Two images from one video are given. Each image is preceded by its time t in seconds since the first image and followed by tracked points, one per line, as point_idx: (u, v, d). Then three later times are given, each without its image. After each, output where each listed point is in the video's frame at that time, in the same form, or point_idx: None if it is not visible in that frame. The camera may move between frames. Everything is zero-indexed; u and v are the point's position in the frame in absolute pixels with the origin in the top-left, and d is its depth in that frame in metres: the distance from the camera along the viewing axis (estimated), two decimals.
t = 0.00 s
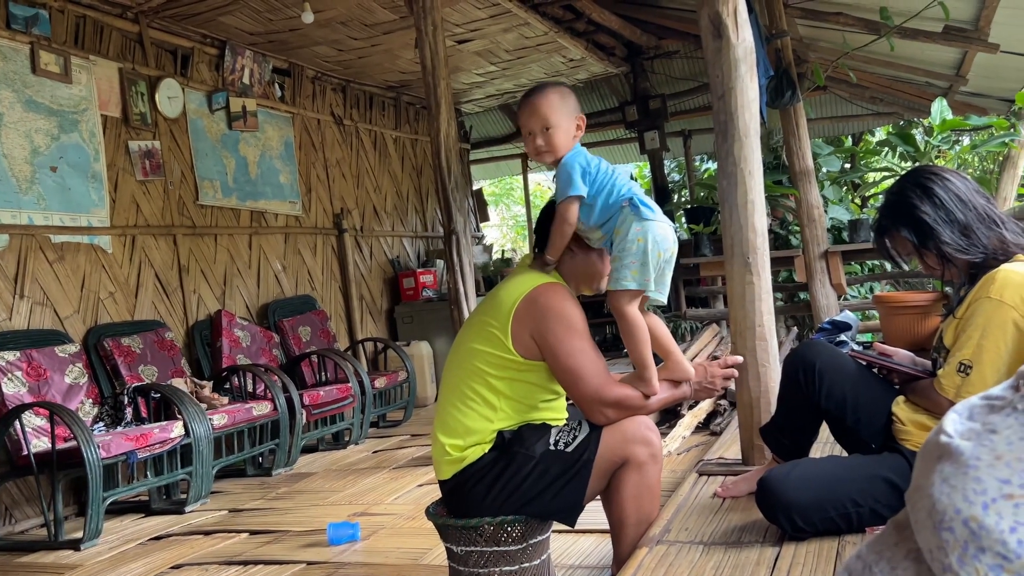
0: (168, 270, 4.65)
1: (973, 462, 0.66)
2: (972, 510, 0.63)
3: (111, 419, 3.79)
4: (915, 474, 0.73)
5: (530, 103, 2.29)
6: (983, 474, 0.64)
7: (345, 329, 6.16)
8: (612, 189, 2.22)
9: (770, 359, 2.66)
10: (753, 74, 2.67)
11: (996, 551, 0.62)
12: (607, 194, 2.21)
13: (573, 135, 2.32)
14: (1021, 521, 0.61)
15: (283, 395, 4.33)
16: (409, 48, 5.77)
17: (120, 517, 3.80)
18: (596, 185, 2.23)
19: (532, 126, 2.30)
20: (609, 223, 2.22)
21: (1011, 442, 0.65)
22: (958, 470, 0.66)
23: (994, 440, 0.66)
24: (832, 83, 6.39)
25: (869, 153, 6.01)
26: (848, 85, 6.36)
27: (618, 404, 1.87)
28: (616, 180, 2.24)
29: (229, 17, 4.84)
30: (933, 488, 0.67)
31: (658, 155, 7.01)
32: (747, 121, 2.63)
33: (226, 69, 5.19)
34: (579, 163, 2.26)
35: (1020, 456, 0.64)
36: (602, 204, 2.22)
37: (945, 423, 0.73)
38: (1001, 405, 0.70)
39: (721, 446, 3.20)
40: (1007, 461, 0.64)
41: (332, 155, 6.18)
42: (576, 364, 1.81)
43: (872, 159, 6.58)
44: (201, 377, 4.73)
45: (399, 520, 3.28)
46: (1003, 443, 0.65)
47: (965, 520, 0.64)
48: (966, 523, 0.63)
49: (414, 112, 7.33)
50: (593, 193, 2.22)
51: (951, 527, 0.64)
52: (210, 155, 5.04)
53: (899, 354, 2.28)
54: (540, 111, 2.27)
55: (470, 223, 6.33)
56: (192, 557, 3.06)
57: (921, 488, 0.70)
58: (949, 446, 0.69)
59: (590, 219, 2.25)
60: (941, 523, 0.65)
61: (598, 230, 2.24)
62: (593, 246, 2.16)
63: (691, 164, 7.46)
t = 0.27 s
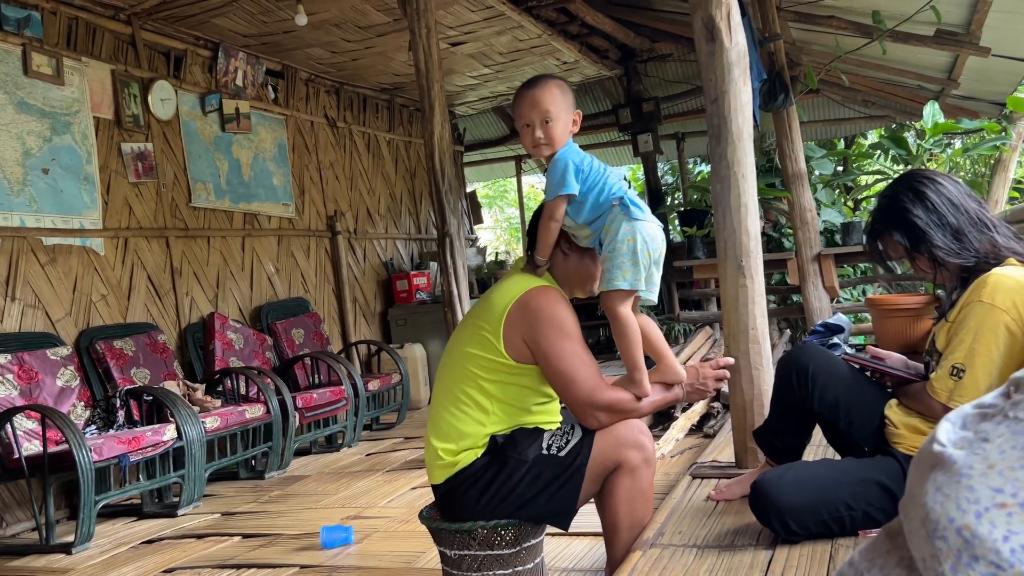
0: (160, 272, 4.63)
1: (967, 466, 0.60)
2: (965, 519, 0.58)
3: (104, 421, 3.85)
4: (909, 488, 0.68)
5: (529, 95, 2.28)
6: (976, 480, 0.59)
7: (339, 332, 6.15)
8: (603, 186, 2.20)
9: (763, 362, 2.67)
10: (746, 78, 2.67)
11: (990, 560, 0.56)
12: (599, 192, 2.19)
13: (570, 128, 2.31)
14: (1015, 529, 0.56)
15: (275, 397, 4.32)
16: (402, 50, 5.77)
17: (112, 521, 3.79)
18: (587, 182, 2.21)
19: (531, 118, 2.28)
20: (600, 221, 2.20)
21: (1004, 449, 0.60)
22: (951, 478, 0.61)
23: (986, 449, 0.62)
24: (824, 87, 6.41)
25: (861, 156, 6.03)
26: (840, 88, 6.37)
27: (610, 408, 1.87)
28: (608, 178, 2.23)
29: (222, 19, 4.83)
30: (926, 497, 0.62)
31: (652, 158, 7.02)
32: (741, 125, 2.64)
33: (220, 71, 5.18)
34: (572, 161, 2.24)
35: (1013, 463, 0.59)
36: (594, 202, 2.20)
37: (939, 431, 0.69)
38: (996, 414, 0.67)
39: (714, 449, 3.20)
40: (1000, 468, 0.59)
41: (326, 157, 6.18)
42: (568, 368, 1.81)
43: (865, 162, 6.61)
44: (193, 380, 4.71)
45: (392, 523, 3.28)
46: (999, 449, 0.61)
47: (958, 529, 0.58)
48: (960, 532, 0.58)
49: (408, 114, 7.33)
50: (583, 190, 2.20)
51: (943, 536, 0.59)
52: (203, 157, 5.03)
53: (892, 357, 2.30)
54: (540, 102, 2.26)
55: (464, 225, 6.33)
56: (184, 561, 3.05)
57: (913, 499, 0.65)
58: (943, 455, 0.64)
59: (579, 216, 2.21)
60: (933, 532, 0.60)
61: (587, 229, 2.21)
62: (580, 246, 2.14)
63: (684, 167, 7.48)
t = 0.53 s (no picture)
0: (156, 274, 4.62)
1: (962, 473, 0.66)
2: (959, 524, 0.62)
3: (98, 423, 3.81)
4: (906, 493, 0.73)
5: (529, 88, 2.25)
6: (970, 486, 0.64)
7: (334, 333, 6.15)
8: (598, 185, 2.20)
9: (758, 364, 2.67)
10: (742, 80, 2.67)
11: (983, 563, 0.60)
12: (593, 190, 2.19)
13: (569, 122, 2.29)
14: (1008, 534, 0.60)
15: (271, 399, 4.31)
16: (398, 52, 5.77)
17: (106, 523, 3.78)
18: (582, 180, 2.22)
19: (530, 112, 2.26)
20: (591, 219, 2.19)
21: (997, 457, 0.65)
22: (947, 484, 0.66)
23: (980, 457, 0.67)
24: (820, 89, 6.43)
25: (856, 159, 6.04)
26: (836, 91, 6.38)
27: (605, 409, 1.87)
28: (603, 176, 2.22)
29: (217, 20, 4.82)
30: (922, 503, 0.67)
31: (647, 159, 7.03)
32: (736, 127, 2.64)
33: (215, 73, 5.17)
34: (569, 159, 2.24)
35: (1005, 469, 0.64)
36: (588, 200, 2.20)
37: (937, 438, 0.73)
38: (988, 420, 0.72)
39: (710, 451, 3.20)
40: (993, 474, 0.64)
41: (321, 158, 6.17)
42: (563, 370, 1.80)
43: (860, 165, 6.62)
44: (189, 382, 4.70)
45: (388, 525, 3.27)
46: (991, 456, 0.66)
47: (952, 534, 0.63)
48: (954, 536, 0.62)
49: (404, 116, 7.33)
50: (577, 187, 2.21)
51: (939, 540, 0.63)
52: (199, 158, 5.02)
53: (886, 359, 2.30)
54: (540, 96, 2.23)
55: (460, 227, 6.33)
56: (180, 563, 3.05)
57: (910, 502, 0.70)
58: (938, 461, 0.69)
59: (573, 214, 2.23)
60: (929, 537, 0.64)
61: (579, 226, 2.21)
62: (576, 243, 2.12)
63: (679, 169, 7.49)
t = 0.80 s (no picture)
0: (150, 277, 4.62)
1: (950, 478, 0.67)
2: (948, 529, 0.64)
3: (93, 426, 3.85)
4: (896, 496, 0.74)
5: (538, 89, 2.26)
6: (958, 491, 0.65)
7: (329, 336, 6.15)
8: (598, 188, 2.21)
9: (752, 368, 2.67)
10: (736, 85, 2.68)
11: (972, 568, 0.61)
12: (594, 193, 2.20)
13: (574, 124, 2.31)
14: (995, 539, 0.61)
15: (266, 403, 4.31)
16: (394, 55, 5.77)
17: (100, 527, 3.77)
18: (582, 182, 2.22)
19: (539, 112, 2.26)
20: (591, 221, 2.19)
21: (985, 462, 0.66)
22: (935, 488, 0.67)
23: (968, 461, 0.68)
24: (814, 92, 6.45)
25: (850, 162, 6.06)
26: (831, 94, 6.42)
27: (601, 413, 1.86)
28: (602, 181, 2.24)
29: (212, 23, 4.82)
30: (911, 507, 0.68)
31: (643, 162, 7.04)
32: (730, 131, 2.65)
33: (210, 76, 5.16)
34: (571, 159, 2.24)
35: (993, 474, 0.65)
36: (590, 202, 2.20)
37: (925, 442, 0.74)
38: (978, 425, 0.73)
39: (704, 454, 3.21)
40: (981, 479, 0.65)
41: (316, 161, 6.17)
42: (560, 374, 1.80)
43: (854, 168, 6.64)
44: (183, 385, 4.70)
45: (383, 529, 3.27)
46: (978, 461, 0.67)
47: (941, 538, 0.64)
48: (942, 541, 0.64)
49: (400, 119, 7.33)
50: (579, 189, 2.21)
51: (927, 544, 0.65)
52: (194, 161, 5.02)
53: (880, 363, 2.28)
54: (550, 97, 2.24)
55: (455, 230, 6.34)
56: (174, 567, 3.04)
57: (900, 506, 0.71)
58: (927, 465, 0.70)
59: (573, 216, 2.22)
60: (918, 541, 0.66)
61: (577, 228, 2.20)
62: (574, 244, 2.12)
63: (675, 172, 7.50)
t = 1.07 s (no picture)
0: (145, 278, 4.61)
1: (945, 469, 0.67)
2: (943, 519, 0.64)
3: (87, 428, 3.79)
4: (891, 485, 0.74)
5: (546, 86, 2.25)
6: (954, 481, 0.65)
7: (324, 337, 6.14)
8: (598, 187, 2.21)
9: (748, 368, 2.67)
10: (731, 85, 2.68)
11: (967, 559, 0.62)
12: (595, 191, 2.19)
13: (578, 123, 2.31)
14: (990, 530, 0.61)
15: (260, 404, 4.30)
16: (389, 56, 5.77)
17: (94, 528, 3.75)
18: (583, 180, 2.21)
19: (546, 110, 2.24)
20: (590, 220, 2.18)
21: (979, 451, 0.67)
22: (930, 478, 0.67)
23: (963, 450, 0.68)
24: (808, 93, 6.47)
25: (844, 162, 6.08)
26: (824, 95, 6.44)
27: (596, 412, 1.87)
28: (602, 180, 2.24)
29: (207, 24, 4.81)
30: (906, 497, 0.68)
31: (637, 163, 7.05)
32: (725, 131, 2.65)
33: (204, 76, 5.15)
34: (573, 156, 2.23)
35: (989, 464, 0.65)
36: (590, 201, 2.19)
37: (920, 431, 0.74)
38: (973, 415, 0.72)
39: (699, 454, 3.21)
40: (976, 470, 0.65)
41: (311, 162, 6.16)
42: (555, 373, 1.80)
43: (848, 169, 6.66)
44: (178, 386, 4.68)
45: (378, 529, 3.27)
46: (974, 449, 0.67)
47: (937, 529, 0.64)
48: (938, 532, 0.64)
49: (394, 120, 7.32)
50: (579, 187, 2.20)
51: (923, 535, 0.65)
52: (188, 161, 5.01)
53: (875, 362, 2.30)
54: (557, 95, 2.24)
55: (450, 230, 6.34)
56: (169, 568, 3.03)
57: (895, 496, 0.71)
58: (923, 455, 0.70)
59: (572, 214, 2.20)
60: (914, 532, 0.66)
61: (576, 227, 2.20)
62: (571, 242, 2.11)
63: (669, 173, 7.51)
